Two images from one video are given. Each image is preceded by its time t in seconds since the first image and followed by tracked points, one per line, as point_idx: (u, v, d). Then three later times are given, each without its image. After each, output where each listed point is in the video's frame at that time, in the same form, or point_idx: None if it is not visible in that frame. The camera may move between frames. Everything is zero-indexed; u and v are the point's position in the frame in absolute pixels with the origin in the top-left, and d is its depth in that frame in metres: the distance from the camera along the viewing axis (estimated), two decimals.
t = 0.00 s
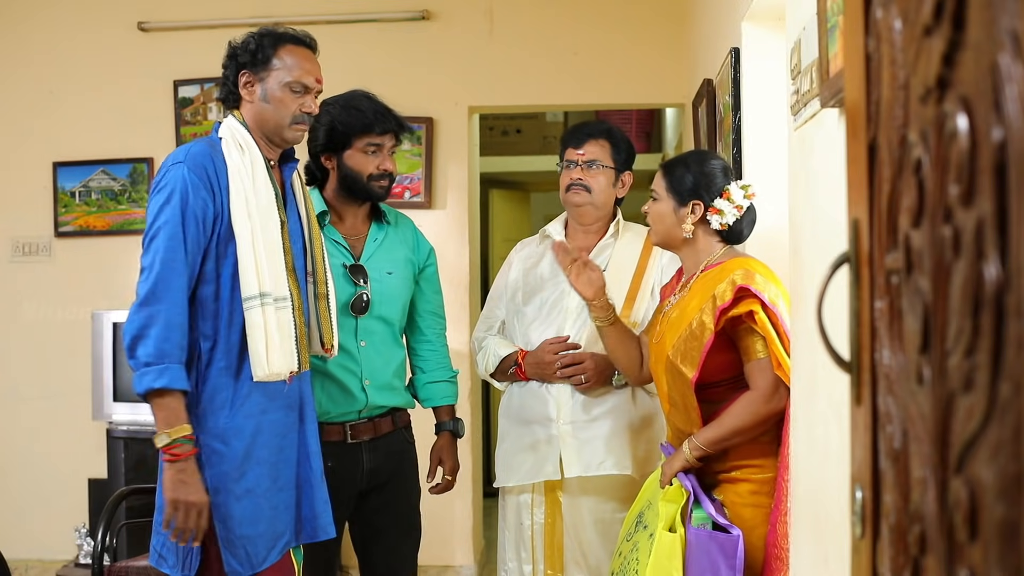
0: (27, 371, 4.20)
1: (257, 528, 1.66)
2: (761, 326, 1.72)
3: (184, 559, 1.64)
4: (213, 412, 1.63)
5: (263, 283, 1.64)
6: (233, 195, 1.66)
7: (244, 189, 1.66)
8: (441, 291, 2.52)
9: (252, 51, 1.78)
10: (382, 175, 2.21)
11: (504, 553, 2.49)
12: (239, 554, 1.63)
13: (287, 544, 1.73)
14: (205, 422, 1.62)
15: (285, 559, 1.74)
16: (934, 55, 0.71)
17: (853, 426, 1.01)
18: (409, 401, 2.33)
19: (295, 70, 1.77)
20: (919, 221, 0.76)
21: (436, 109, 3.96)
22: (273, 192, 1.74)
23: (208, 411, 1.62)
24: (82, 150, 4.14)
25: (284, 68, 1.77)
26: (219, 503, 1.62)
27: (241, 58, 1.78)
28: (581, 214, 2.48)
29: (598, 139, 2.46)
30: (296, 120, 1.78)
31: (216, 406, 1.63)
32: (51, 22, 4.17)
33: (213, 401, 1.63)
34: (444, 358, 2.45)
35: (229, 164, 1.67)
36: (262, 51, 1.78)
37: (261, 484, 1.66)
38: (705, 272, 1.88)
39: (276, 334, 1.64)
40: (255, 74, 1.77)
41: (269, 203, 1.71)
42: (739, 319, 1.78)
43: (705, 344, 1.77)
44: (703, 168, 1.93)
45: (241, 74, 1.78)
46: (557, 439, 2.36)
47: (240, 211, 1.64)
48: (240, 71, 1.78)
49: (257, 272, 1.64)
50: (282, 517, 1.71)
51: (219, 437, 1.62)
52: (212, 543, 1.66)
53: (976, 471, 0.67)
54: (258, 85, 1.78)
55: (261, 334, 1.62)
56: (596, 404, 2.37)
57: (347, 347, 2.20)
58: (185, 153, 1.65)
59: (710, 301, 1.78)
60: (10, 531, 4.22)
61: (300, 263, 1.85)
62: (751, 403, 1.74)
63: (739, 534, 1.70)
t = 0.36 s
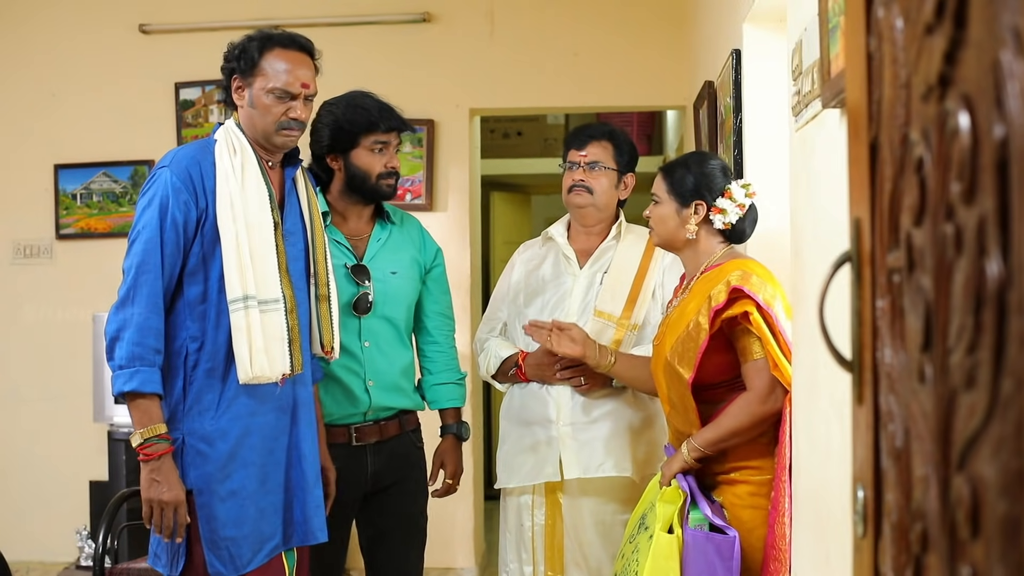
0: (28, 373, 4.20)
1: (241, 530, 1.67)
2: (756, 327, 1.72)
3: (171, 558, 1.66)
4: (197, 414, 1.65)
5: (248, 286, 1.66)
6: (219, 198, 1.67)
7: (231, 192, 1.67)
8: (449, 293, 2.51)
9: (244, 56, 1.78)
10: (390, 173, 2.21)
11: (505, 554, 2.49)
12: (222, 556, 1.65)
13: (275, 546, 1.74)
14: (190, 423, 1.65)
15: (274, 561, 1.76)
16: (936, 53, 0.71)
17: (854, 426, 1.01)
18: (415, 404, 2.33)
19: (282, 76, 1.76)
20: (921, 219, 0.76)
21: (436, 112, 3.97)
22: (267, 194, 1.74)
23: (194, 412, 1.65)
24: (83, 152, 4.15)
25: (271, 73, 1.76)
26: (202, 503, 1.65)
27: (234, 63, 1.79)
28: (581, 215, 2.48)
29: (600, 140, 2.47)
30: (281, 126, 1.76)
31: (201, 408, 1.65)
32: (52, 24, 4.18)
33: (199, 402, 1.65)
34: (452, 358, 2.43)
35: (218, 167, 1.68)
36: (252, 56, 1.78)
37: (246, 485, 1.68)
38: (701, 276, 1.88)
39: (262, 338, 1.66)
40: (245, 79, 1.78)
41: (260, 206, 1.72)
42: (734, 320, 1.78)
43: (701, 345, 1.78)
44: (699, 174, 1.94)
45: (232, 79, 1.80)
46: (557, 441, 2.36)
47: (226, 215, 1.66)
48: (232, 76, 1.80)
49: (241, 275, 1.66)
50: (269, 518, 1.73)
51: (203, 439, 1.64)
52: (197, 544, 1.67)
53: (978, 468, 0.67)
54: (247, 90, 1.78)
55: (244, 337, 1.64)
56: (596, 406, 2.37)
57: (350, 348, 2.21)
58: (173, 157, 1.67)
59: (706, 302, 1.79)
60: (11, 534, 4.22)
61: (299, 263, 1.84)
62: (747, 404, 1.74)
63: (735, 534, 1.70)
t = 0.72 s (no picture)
0: (29, 375, 4.21)
1: (242, 533, 1.68)
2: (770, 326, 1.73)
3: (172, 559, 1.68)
4: (198, 417, 1.66)
5: (246, 288, 1.66)
6: (215, 201, 1.67)
7: (227, 194, 1.68)
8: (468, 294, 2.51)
9: (234, 58, 1.79)
10: (397, 171, 2.21)
11: (507, 554, 2.48)
12: (224, 559, 1.67)
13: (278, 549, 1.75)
14: (192, 427, 1.66)
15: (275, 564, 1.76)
16: (938, 52, 0.71)
17: (856, 425, 1.02)
18: (430, 407, 2.32)
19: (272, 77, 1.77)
20: (923, 218, 0.76)
21: (438, 113, 3.97)
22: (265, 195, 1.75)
23: (195, 416, 1.66)
24: (84, 154, 4.15)
25: (261, 74, 1.77)
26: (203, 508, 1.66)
27: (226, 65, 1.81)
28: (583, 216, 2.49)
29: (602, 143, 2.45)
30: (273, 128, 1.77)
31: (202, 412, 1.66)
32: (53, 26, 4.18)
33: (200, 406, 1.66)
34: (471, 360, 2.42)
35: (215, 170, 1.69)
36: (242, 57, 1.79)
37: (248, 489, 1.69)
38: (716, 273, 1.88)
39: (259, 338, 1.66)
40: (237, 81, 1.79)
41: (258, 207, 1.72)
42: (747, 317, 1.78)
43: (716, 341, 1.78)
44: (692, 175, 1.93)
45: (226, 81, 1.81)
46: (559, 442, 2.37)
47: (224, 218, 1.66)
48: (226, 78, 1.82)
49: (238, 277, 1.66)
50: (271, 522, 1.73)
51: (205, 443, 1.66)
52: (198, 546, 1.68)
53: (981, 466, 0.67)
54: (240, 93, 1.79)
55: (242, 339, 1.64)
56: (599, 407, 2.38)
57: (362, 347, 2.22)
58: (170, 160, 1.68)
59: (722, 298, 1.79)
60: (12, 535, 4.22)
61: (297, 264, 1.84)
62: (753, 402, 1.74)
63: (737, 536, 1.70)
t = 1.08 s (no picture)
0: (29, 375, 4.21)
1: (243, 536, 1.68)
2: (771, 328, 1.72)
3: (170, 562, 1.68)
4: (198, 420, 1.67)
5: (245, 289, 1.66)
6: (214, 201, 1.67)
7: (225, 195, 1.68)
8: (479, 298, 2.51)
9: (224, 58, 1.79)
10: (395, 169, 2.22)
11: (507, 555, 2.48)
12: (225, 562, 1.66)
13: (279, 551, 1.75)
14: (192, 430, 1.67)
15: (280, 565, 1.77)
16: (940, 51, 0.71)
17: (858, 425, 1.02)
18: (437, 409, 2.32)
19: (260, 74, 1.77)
20: (925, 218, 0.76)
21: (438, 114, 3.97)
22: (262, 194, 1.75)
23: (195, 419, 1.67)
24: (85, 154, 4.15)
25: (251, 72, 1.77)
26: (204, 511, 1.66)
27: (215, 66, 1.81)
28: (583, 216, 2.48)
29: (602, 143, 2.47)
30: (267, 126, 1.77)
31: (201, 416, 1.67)
32: (54, 27, 4.19)
33: (199, 410, 1.67)
34: (478, 364, 2.42)
35: (213, 169, 1.69)
36: (232, 57, 1.79)
37: (248, 492, 1.69)
38: (715, 275, 1.88)
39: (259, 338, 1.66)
40: (228, 81, 1.79)
41: (256, 206, 1.73)
42: (748, 320, 1.77)
43: (715, 343, 1.78)
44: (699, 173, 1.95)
45: (217, 82, 1.82)
46: (560, 442, 2.37)
47: (222, 218, 1.67)
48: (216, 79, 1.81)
49: (238, 278, 1.66)
50: (273, 525, 1.73)
51: (205, 446, 1.66)
52: (198, 550, 1.69)
53: (983, 465, 0.67)
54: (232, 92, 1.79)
55: (243, 340, 1.64)
56: (600, 407, 2.38)
57: (367, 348, 2.23)
58: (168, 159, 1.68)
59: (722, 301, 1.79)
60: (13, 535, 4.22)
61: (296, 264, 1.84)
62: (757, 406, 1.74)
63: (745, 536, 1.69)
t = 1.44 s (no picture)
0: (30, 375, 4.21)
1: (251, 537, 1.69)
2: (776, 329, 1.72)
3: (175, 565, 1.68)
4: (204, 421, 1.68)
5: (252, 291, 1.69)
6: (218, 202, 1.69)
7: (229, 196, 1.69)
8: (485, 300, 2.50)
9: (238, 51, 1.80)
10: (386, 168, 2.24)
11: (508, 554, 2.47)
12: (234, 564, 1.67)
13: (286, 552, 1.75)
14: (198, 431, 1.68)
15: (284, 565, 1.77)
16: (942, 49, 0.71)
17: (860, 422, 1.02)
18: (440, 408, 2.32)
19: (282, 66, 1.80)
20: (926, 215, 0.76)
21: (439, 114, 3.97)
22: (262, 194, 1.77)
23: (201, 420, 1.68)
24: (86, 154, 4.16)
25: (272, 65, 1.79)
26: (211, 513, 1.66)
27: (226, 59, 1.80)
28: (581, 216, 2.47)
29: (599, 143, 2.47)
30: (287, 117, 1.80)
31: (208, 417, 1.68)
32: (55, 26, 4.19)
33: (206, 412, 1.68)
34: (482, 363, 2.41)
35: (215, 169, 1.70)
36: (247, 51, 1.80)
37: (255, 493, 1.70)
38: (717, 272, 1.88)
39: (268, 344, 1.70)
40: (243, 74, 1.80)
41: (257, 206, 1.74)
42: (751, 320, 1.77)
43: (719, 343, 1.78)
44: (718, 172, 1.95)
45: (228, 74, 1.80)
46: (561, 441, 2.38)
47: (226, 219, 1.68)
48: (226, 72, 1.81)
49: (244, 280, 1.69)
50: (279, 525, 1.74)
51: (212, 447, 1.67)
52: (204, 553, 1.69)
53: (985, 462, 0.67)
54: (247, 85, 1.80)
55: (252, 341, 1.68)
56: (600, 406, 2.40)
57: (368, 347, 2.23)
58: (170, 160, 1.69)
59: (724, 301, 1.79)
60: (13, 535, 4.22)
61: (295, 264, 1.84)
62: (762, 405, 1.74)
63: (753, 534, 1.69)
